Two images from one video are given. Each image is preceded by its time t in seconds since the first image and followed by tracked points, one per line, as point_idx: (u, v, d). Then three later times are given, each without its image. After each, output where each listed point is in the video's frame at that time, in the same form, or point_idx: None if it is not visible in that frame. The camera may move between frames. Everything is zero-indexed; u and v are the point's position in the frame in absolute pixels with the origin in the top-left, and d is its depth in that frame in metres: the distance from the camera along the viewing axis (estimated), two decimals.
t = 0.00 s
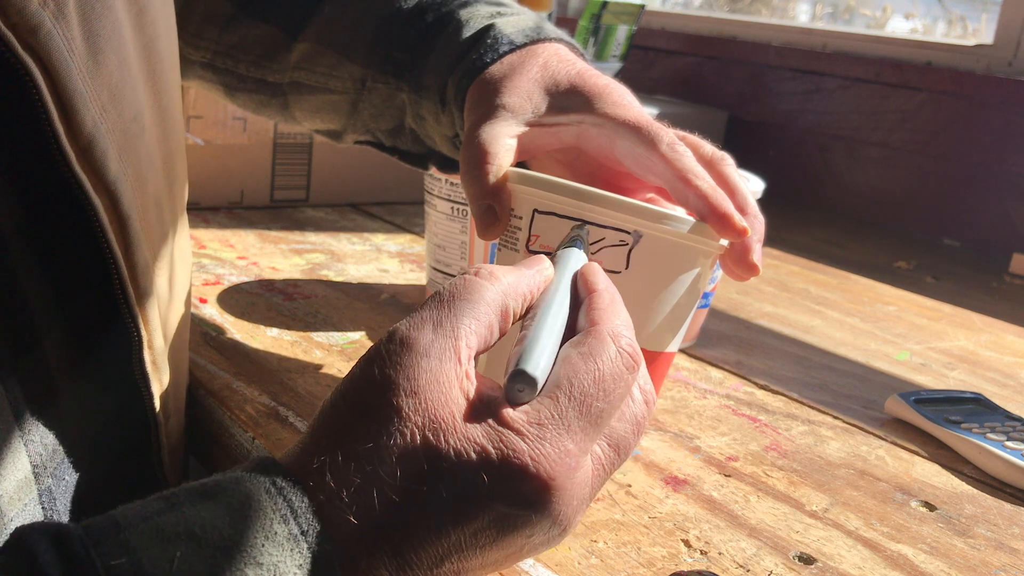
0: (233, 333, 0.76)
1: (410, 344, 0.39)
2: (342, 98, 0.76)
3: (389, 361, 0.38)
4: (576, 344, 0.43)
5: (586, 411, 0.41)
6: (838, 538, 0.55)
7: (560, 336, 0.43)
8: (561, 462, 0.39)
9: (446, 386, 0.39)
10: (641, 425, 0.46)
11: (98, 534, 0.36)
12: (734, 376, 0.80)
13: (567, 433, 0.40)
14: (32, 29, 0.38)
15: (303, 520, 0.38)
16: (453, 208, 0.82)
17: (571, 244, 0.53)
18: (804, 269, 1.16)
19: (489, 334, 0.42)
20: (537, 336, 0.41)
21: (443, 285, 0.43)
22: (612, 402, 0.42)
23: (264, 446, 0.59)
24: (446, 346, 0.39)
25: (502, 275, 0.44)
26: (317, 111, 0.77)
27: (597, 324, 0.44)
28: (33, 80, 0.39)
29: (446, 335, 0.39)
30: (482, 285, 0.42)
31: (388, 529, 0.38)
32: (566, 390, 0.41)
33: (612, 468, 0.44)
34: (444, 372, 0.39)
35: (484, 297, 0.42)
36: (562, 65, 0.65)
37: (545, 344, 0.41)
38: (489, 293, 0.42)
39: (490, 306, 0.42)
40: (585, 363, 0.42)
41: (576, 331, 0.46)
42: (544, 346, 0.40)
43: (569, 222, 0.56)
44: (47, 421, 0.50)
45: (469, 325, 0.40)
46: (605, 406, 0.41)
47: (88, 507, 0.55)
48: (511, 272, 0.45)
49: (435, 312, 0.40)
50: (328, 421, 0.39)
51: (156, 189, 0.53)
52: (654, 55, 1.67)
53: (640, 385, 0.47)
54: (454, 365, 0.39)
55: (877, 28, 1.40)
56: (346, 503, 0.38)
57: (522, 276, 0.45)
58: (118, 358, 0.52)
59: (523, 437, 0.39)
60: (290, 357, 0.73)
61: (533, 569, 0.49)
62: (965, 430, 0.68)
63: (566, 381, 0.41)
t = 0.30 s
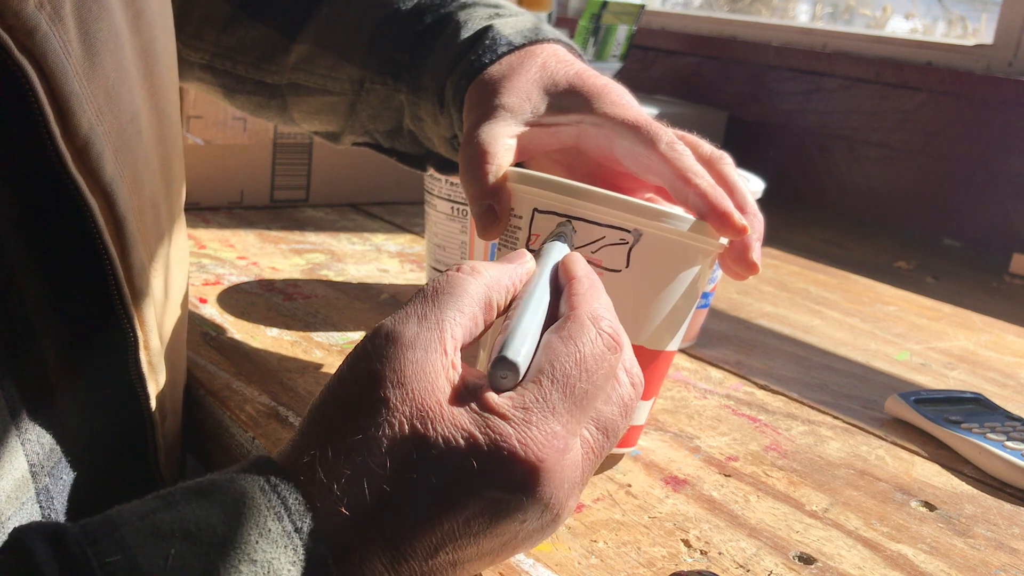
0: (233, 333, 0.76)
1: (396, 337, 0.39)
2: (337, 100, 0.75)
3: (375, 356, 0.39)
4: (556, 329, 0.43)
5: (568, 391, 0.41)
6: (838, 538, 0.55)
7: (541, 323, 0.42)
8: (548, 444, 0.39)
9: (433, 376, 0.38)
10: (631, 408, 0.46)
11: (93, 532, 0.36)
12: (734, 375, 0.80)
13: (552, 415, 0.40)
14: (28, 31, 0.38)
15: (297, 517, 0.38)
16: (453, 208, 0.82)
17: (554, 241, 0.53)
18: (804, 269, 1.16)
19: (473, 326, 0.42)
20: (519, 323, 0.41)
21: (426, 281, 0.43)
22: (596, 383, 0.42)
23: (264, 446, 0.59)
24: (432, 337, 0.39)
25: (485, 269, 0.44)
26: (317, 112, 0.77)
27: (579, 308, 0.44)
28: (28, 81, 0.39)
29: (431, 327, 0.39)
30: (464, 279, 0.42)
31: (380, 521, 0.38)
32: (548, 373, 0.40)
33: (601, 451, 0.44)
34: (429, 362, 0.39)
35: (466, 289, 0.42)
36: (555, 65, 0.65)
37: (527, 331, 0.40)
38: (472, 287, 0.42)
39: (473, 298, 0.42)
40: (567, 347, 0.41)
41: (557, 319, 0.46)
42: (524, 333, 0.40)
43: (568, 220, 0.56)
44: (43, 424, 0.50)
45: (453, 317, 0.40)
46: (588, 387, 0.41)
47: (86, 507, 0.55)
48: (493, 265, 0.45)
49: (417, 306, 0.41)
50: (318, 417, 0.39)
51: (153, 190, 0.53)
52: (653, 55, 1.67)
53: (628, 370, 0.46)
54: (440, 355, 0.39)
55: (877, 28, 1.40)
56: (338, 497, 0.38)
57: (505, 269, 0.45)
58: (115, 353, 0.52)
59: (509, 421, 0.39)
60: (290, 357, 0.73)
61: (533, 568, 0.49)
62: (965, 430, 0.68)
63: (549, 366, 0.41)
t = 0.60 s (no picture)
0: (233, 333, 0.76)
1: (366, 350, 0.36)
2: (336, 98, 0.75)
3: (344, 369, 0.36)
4: (531, 338, 0.43)
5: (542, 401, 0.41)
6: (838, 538, 0.55)
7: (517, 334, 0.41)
8: (524, 458, 0.39)
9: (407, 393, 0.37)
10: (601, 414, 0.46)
11: (51, 542, 0.34)
12: (734, 376, 0.80)
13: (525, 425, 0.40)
14: (25, 29, 0.38)
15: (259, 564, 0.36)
16: (453, 208, 0.82)
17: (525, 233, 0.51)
18: (804, 269, 1.16)
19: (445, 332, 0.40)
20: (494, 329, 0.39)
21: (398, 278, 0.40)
22: (569, 394, 0.42)
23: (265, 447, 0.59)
24: (404, 351, 0.37)
25: (458, 269, 0.41)
26: (317, 111, 0.77)
27: (553, 316, 0.44)
28: (24, 79, 0.39)
29: (403, 339, 0.37)
30: (438, 283, 0.39)
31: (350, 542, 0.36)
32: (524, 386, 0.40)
33: (573, 460, 0.44)
34: (401, 376, 0.37)
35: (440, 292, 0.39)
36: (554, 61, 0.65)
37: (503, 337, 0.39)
38: (446, 292, 0.39)
39: (449, 306, 0.39)
40: (543, 357, 0.41)
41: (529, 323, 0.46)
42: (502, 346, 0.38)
43: (574, 222, 0.56)
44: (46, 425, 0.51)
45: (427, 328, 0.38)
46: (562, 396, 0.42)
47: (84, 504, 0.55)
48: (467, 264, 0.42)
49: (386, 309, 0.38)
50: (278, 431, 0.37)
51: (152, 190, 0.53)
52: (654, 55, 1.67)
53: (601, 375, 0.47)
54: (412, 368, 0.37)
55: (877, 28, 1.40)
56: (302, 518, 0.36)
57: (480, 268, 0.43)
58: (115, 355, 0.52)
59: (484, 436, 0.38)
60: (290, 357, 0.73)
61: (533, 568, 0.49)
62: (965, 430, 0.68)
63: (526, 379, 0.40)
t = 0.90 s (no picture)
0: (233, 333, 0.76)
1: (257, 386, 0.32)
2: (458, 123, 0.69)
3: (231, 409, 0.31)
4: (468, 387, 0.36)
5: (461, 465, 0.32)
6: (838, 538, 0.55)
7: (444, 378, 0.36)
8: (424, 540, 0.30)
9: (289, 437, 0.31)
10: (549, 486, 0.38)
11: None
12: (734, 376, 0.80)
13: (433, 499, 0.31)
14: None
15: None
16: (453, 208, 0.83)
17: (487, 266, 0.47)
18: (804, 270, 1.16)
19: (358, 373, 0.35)
20: (413, 372, 0.35)
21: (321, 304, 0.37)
22: (499, 461, 0.33)
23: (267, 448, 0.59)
24: (300, 390, 0.32)
25: (385, 298, 0.38)
26: (428, 135, 0.73)
27: (500, 365, 0.37)
28: None
29: (302, 374, 0.33)
30: (356, 310, 0.36)
31: None
32: (444, 442, 0.32)
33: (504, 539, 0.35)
34: (294, 424, 0.31)
35: (355, 325, 0.35)
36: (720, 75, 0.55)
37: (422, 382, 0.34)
38: (364, 321, 0.36)
39: (363, 338, 0.35)
40: (470, 408, 0.34)
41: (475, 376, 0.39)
42: (422, 390, 0.34)
43: (805, 283, 0.48)
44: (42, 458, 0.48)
45: (332, 362, 0.33)
46: (487, 463, 0.32)
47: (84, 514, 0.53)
48: (400, 295, 0.39)
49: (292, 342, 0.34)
50: (153, 484, 0.31)
51: (138, 194, 0.51)
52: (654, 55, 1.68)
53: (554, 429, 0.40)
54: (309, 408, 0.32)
55: (876, 28, 1.40)
56: None
57: (415, 301, 0.40)
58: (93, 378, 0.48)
59: (382, 505, 0.30)
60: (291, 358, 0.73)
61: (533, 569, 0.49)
62: (965, 430, 0.68)
63: (446, 431, 0.32)
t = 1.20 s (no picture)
0: (233, 334, 0.76)
1: (239, 411, 0.32)
2: (517, 114, 0.66)
3: (214, 432, 0.32)
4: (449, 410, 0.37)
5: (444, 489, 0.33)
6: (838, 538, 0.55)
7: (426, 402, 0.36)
8: (406, 560, 0.31)
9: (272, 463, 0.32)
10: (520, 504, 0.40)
11: None
12: (734, 376, 0.80)
13: (417, 520, 0.32)
14: None
15: None
16: (453, 208, 0.83)
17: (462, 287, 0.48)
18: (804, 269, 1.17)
19: (341, 399, 0.35)
20: (395, 396, 0.35)
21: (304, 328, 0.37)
22: (476, 484, 0.34)
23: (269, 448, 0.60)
24: (283, 415, 0.33)
25: (368, 323, 0.37)
26: (479, 123, 0.70)
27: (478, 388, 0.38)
28: None
29: (283, 400, 0.33)
30: (339, 335, 0.36)
31: None
32: (424, 466, 0.33)
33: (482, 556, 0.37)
34: (277, 447, 0.32)
35: (338, 352, 0.35)
36: (791, 98, 0.52)
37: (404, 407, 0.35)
38: (348, 347, 0.36)
39: (346, 364, 0.35)
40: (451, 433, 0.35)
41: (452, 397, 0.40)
42: (404, 415, 0.34)
43: (893, 353, 0.45)
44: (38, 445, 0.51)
45: (315, 388, 0.34)
46: (468, 485, 0.33)
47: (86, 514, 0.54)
48: (383, 323, 0.38)
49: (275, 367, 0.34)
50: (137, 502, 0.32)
51: (127, 182, 0.50)
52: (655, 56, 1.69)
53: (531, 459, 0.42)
54: (291, 433, 0.32)
55: (877, 28, 1.41)
56: None
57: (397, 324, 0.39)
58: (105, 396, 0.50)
59: (364, 527, 0.31)
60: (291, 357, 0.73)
61: (533, 569, 0.49)
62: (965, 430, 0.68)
63: (426, 456, 0.34)
